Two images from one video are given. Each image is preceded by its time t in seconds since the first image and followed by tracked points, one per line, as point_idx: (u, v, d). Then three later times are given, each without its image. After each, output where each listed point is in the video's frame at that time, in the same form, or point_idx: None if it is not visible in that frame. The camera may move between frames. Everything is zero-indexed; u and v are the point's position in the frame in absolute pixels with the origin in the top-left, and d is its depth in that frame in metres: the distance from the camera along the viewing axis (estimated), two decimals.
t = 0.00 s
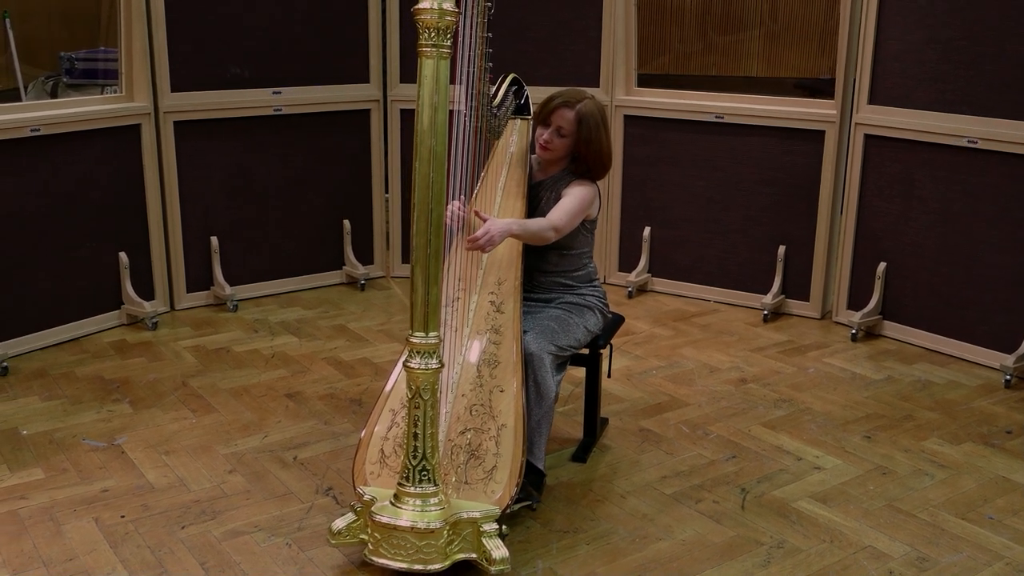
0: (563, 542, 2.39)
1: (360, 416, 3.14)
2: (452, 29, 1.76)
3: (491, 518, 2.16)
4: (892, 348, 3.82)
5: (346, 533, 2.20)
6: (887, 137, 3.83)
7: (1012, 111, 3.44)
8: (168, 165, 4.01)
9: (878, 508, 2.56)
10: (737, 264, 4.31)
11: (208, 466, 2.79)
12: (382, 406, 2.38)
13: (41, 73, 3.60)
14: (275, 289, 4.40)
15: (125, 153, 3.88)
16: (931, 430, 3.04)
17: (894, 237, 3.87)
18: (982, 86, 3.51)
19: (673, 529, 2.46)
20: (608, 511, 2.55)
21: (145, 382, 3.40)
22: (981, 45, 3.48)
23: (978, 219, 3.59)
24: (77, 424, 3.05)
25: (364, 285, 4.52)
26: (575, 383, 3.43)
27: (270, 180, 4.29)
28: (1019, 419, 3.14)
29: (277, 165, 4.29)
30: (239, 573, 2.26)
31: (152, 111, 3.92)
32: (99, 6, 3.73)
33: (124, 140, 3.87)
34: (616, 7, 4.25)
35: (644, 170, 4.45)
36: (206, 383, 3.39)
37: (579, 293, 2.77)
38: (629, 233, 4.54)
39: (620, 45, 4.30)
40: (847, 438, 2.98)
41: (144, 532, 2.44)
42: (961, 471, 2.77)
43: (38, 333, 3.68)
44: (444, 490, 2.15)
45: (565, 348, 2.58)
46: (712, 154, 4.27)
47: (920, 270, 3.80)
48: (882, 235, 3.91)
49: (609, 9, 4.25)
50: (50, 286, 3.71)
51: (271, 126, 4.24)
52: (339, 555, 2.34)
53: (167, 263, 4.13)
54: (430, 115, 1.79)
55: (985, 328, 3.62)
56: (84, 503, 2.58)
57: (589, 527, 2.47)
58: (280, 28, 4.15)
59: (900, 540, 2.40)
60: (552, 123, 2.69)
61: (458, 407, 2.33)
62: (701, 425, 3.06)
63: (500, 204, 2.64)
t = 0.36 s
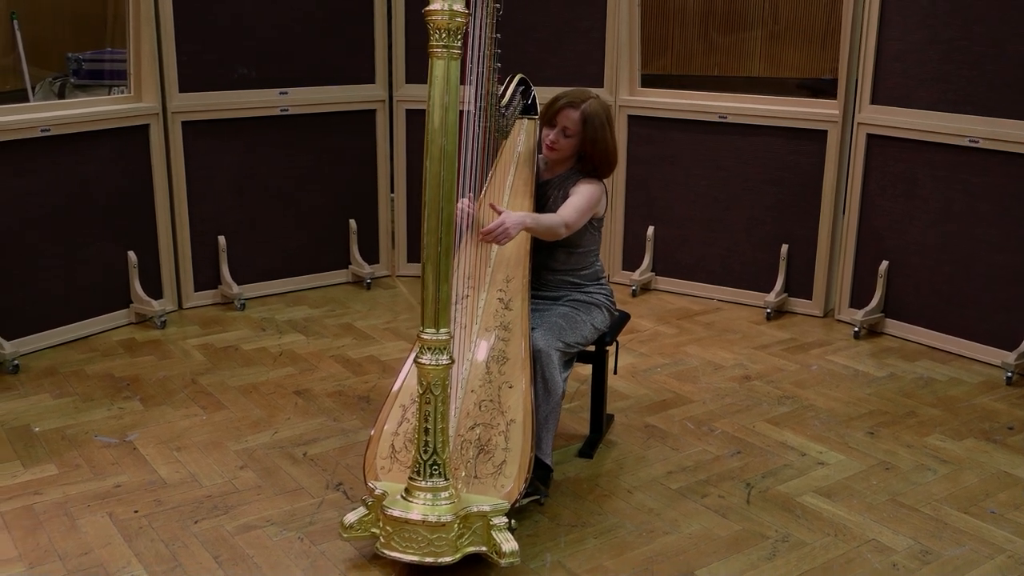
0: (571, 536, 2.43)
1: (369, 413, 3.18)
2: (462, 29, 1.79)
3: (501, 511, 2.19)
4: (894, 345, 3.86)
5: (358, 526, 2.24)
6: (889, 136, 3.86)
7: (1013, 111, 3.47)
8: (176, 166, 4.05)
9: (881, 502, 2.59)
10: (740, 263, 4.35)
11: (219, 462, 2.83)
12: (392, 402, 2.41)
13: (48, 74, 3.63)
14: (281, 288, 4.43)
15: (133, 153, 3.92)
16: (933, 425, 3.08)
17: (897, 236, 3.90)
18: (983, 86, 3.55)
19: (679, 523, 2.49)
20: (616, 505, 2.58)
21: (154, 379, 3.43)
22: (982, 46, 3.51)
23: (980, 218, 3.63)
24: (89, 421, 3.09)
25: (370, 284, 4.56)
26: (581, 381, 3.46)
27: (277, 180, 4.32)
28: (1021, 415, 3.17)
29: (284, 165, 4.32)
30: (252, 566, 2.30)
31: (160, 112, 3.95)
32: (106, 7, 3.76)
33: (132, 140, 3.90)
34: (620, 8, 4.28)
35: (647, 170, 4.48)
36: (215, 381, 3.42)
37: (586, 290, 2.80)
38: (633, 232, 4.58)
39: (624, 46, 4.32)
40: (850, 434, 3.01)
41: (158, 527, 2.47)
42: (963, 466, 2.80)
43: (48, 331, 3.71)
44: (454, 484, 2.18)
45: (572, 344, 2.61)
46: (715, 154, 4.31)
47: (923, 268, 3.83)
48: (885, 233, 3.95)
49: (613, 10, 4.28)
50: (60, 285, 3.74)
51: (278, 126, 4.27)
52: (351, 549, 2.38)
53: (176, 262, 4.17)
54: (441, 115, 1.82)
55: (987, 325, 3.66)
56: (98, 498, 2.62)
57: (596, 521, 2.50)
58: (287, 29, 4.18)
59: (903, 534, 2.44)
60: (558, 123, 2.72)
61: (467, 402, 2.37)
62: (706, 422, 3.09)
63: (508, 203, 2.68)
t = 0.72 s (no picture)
0: (577, 529, 2.47)
1: (375, 409, 3.22)
2: (470, 29, 1.81)
3: (508, 504, 2.23)
4: (895, 343, 3.89)
5: (367, 519, 2.27)
6: (890, 136, 3.90)
7: (1012, 111, 3.51)
8: (183, 165, 4.08)
9: (882, 496, 2.63)
10: (742, 262, 4.39)
11: (228, 456, 2.86)
12: (400, 397, 2.44)
13: (55, 74, 3.66)
14: (287, 286, 4.47)
15: (141, 152, 3.96)
16: (933, 421, 3.12)
17: (897, 234, 3.94)
18: (983, 86, 3.58)
19: (683, 516, 2.53)
20: (620, 499, 2.62)
21: (163, 376, 3.47)
22: (982, 46, 3.55)
23: (980, 216, 3.66)
24: (99, 417, 3.12)
25: (375, 282, 4.60)
26: (585, 377, 3.50)
27: (283, 179, 4.36)
28: (1020, 411, 3.21)
29: (290, 164, 4.36)
30: (263, 557, 2.34)
31: (168, 112, 3.99)
32: (112, 8, 3.80)
33: (140, 140, 3.94)
34: (622, 9, 4.31)
35: (650, 169, 4.52)
36: (223, 377, 3.46)
37: (591, 287, 2.85)
38: (635, 231, 4.62)
39: (626, 46, 4.36)
40: (851, 429, 3.05)
41: (169, 520, 2.51)
42: (962, 461, 2.84)
43: (57, 328, 3.75)
44: (462, 477, 2.21)
45: (577, 340, 2.65)
46: (717, 153, 4.35)
47: (923, 266, 3.87)
48: (885, 232, 3.99)
49: (615, 11, 4.32)
50: (68, 283, 3.78)
51: (284, 125, 4.31)
52: (360, 541, 2.42)
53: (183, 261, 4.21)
54: (449, 114, 1.85)
55: (986, 323, 3.70)
56: (109, 492, 2.65)
57: (601, 514, 2.54)
58: (293, 30, 4.22)
59: (903, 526, 2.48)
60: (562, 122, 2.77)
61: (475, 397, 2.40)
62: (708, 417, 3.13)
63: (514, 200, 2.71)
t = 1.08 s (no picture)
0: (580, 524, 2.50)
1: (380, 406, 3.25)
2: (476, 31, 1.84)
3: (512, 498, 2.25)
4: (894, 341, 3.93)
5: (372, 513, 2.29)
6: (889, 136, 3.94)
7: (1011, 111, 3.54)
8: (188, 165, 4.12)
9: (881, 492, 2.66)
10: (742, 261, 4.42)
11: (235, 453, 2.90)
12: (405, 394, 2.46)
13: (60, 75, 3.68)
14: (291, 285, 4.50)
15: (146, 152, 3.99)
16: (932, 418, 3.15)
17: (896, 233, 3.98)
18: (981, 86, 3.62)
19: (684, 511, 2.56)
20: (622, 494, 2.65)
21: (169, 373, 3.50)
22: (981, 47, 3.58)
23: (978, 216, 3.70)
24: (106, 414, 3.16)
25: (378, 281, 4.63)
26: (587, 375, 3.54)
27: (287, 178, 4.39)
28: (1017, 409, 3.25)
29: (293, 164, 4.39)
30: (270, 551, 2.37)
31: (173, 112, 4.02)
32: (117, 8, 3.83)
33: (145, 140, 3.98)
34: (624, 10, 4.35)
35: (651, 169, 4.55)
36: (229, 375, 3.49)
37: (594, 285, 2.88)
38: (636, 230, 4.65)
39: (627, 47, 4.40)
40: (851, 426, 3.09)
41: (177, 515, 2.54)
42: (961, 457, 2.87)
43: (63, 327, 3.78)
44: (467, 472, 2.24)
45: (580, 337, 2.68)
46: (718, 153, 4.38)
47: (922, 265, 3.90)
48: (884, 231, 4.02)
49: (617, 12, 4.35)
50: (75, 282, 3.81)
51: (288, 125, 4.34)
52: (365, 535, 2.45)
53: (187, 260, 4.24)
54: (455, 114, 1.87)
55: (985, 321, 3.73)
56: (117, 487, 2.69)
57: (604, 509, 2.57)
58: (297, 31, 4.26)
59: (902, 521, 2.51)
60: (564, 122, 2.82)
61: (479, 394, 2.43)
62: (710, 414, 3.17)
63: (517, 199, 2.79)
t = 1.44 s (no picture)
0: (582, 521, 2.52)
1: (382, 406, 3.27)
2: (478, 33, 1.85)
3: (515, 496, 2.27)
4: (893, 340, 3.95)
5: (376, 511, 2.31)
6: (888, 136, 3.96)
7: (1009, 112, 3.57)
8: (191, 165, 4.14)
9: (881, 490, 2.68)
10: (742, 261, 4.44)
11: (239, 451, 2.92)
12: (408, 393, 2.48)
13: (62, 77, 3.68)
14: (293, 286, 4.53)
15: (150, 153, 4.01)
16: (931, 417, 3.17)
17: (896, 234, 4.00)
18: (980, 87, 3.64)
19: (685, 509, 2.58)
20: (623, 492, 2.67)
21: (172, 373, 3.53)
22: (980, 48, 3.61)
23: (977, 216, 3.72)
24: (110, 413, 3.18)
25: (380, 281, 4.66)
26: (588, 375, 3.56)
27: (289, 179, 4.42)
28: (1016, 407, 3.27)
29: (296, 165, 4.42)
30: (274, 549, 2.39)
31: (176, 113, 4.05)
32: (120, 11, 3.84)
33: (149, 141, 4.00)
34: (624, 11, 4.37)
35: (652, 170, 4.58)
36: (232, 375, 3.51)
37: (595, 285, 2.91)
38: (637, 230, 4.67)
39: (628, 49, 4.42)
40: (850, 425, 3.11)
41: (182, 513, 2.56)
42: (959, 455, 2.90)
43: (68, 326, 3.80)
44: (470, 470, 2.26)
45: (582, 337, 2.70)
46: (718, 154, 4.40)
47: (921, 265, 3.93)
48: (883, 231, 4.04)
49: (617, 13, 4.37)
50: (80, 282, 3.83)
51: (290, 126, 4.36)
52: (369, 533, 2.47)
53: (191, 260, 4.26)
54: (458, 115, 1.88)
55: (984, 321, 3.75)
56: (122, 485, 2.71)
57: (605, 507, 2.59)
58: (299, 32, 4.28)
59: (901, 519, 2.53)
60: (563, 123, 2.83)
61: (481, 393, 2.44)
62: (710, 413, 3.19)
63: (519, 200, 2.82)
